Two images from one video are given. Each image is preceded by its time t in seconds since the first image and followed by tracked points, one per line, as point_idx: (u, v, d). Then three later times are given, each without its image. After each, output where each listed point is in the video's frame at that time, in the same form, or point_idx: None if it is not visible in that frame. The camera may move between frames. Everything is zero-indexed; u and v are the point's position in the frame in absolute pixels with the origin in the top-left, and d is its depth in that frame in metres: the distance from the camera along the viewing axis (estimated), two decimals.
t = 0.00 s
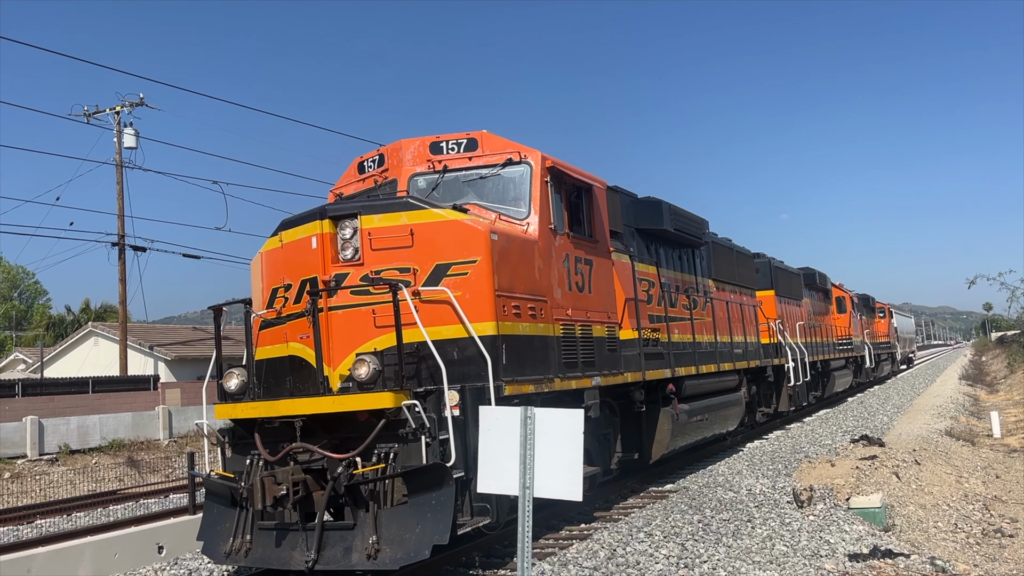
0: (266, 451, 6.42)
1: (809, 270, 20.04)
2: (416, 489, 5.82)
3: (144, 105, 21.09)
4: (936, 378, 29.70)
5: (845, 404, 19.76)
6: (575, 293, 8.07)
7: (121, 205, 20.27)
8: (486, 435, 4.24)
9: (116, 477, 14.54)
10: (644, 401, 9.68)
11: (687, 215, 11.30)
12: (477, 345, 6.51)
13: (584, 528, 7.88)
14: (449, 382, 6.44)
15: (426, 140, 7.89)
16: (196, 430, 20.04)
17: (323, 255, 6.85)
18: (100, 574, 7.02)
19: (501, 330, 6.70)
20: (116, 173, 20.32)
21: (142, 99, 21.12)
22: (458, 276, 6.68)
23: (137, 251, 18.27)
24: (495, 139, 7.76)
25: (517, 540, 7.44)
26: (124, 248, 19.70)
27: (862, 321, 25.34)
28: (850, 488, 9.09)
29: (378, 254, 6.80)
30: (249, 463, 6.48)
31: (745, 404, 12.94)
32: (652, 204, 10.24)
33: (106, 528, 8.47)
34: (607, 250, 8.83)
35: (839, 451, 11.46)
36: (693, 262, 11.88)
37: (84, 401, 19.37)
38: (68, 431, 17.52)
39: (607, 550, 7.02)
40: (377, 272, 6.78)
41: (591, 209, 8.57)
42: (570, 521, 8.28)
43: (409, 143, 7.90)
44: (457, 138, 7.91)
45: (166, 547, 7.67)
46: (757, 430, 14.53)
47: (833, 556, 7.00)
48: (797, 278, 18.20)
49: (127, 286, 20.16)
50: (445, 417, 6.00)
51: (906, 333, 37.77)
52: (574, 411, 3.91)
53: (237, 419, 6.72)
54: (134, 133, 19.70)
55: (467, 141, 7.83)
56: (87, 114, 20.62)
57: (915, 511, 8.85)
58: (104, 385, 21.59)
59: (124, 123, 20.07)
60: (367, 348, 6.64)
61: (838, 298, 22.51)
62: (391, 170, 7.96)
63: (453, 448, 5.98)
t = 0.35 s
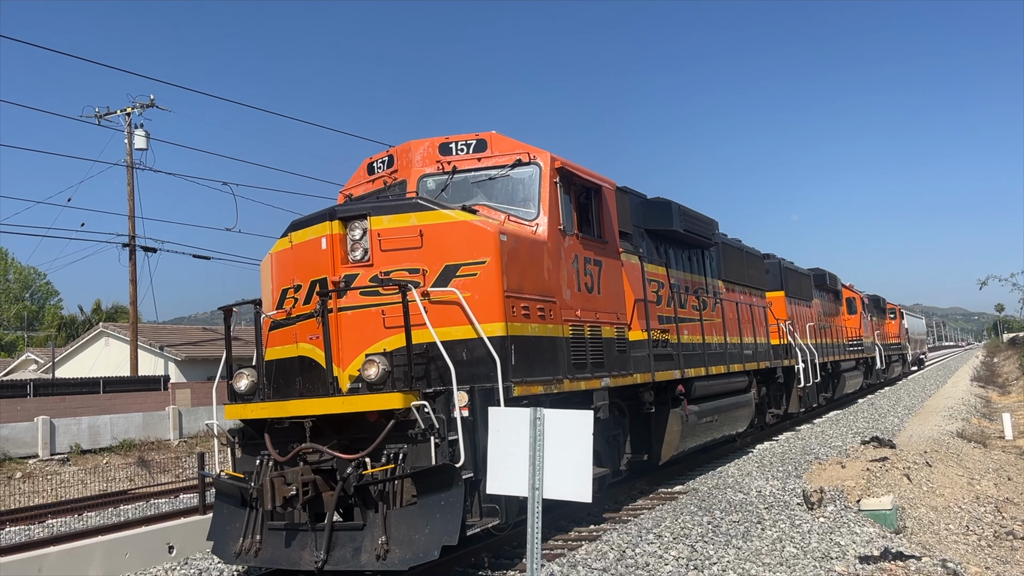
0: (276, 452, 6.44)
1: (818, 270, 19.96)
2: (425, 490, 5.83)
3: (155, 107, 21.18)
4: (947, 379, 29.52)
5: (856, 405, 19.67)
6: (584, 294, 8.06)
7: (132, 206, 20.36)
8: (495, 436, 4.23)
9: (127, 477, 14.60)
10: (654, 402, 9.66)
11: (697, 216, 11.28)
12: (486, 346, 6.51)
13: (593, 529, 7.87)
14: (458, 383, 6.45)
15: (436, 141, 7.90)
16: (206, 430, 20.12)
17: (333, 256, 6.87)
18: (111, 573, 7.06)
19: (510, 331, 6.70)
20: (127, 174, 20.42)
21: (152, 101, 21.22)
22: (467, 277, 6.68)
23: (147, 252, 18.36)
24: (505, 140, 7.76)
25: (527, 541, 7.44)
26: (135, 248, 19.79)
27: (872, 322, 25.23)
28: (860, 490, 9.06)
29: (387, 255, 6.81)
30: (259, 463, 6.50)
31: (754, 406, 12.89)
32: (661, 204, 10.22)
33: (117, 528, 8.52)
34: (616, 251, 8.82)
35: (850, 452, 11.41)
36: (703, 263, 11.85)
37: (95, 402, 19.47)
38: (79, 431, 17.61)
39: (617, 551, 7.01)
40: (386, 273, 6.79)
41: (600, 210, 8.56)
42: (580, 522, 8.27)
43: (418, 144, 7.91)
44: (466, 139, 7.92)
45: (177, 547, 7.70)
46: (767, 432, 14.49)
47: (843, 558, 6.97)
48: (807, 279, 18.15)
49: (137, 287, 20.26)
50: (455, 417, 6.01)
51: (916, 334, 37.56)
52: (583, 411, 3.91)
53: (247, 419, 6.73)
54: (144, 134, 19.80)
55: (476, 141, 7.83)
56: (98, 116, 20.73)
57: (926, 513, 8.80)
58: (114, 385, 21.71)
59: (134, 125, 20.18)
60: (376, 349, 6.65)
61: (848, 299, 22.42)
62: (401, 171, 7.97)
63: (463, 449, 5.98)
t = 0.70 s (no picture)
0: (282, 451, 6.45)
1: (825, 271, 19.90)
2: (431, 489, 5.84)
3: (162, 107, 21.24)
4: (955, 380, 29.41)
5: (863, 406, 19.62)
6: (590, 294, 8.06)
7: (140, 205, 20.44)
8: (502, 436, 4.24)
9: (134, 476, 14.65)
10: (660, 403, 9.66)
11: (704, 216, 11.27)
12: (492, 346, 6.52)
13: (599, 529, 7.87)
14: (464, 383, 6.45)
15: (442, 141, 7.91)
16: (212, 429, 20.19)
17: (339, 255, 6.88)
18: (119, 572, 7.09)
19: (516, 331, 6.71)
20: (134, 173, 20.50)
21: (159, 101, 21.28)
22: (474, 277, 6.69)
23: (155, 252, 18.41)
24: (511, 140, 7.77)
25: (533, 541, 7.45)
26: (142, 248, 19.86)
27: (879, 323, 25.17)
28: (867, 491, 9.03)
29: (393, 254, 6.82)
30: (266, 463, 6.51)
31: (761, 406, 12.86)
32: (668, 205, 10.21)
33: (124, 526, 8.55)
34: (622, 251, 8.82)
35: (857, 453, 11.38)
36: (710, 263, 11.84)
37: (102, 400, 19.54)
38: (87, 430, 17.67)
39: (622, 551, 7.01)
40: (393, 273, 6.79)
41: (606, 210, 8.56)
42: (586, 522, 8.26)
43: (425, 144, 7.92)
44: (473, 139, 7.93)
45: (184, 546, 7.73)
46: (773, 433, 14.46)
47: (850, 560, 6.95)
48: (814, 279, 18.12)
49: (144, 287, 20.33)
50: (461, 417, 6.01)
51: (924, 335, 37.45)
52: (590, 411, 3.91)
53: (253, 418, 6.74)
54: (152, 134, 19.88)
55: (483, 141, 7.84)
56: (106, 116, 20.81)
57: (933, 514, 8.78)
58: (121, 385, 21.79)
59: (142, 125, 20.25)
60: (382, 348, 6.67)
61: (855, 300, 22.37)
62: (407, 172, 7.98)
63: (468, 449, 5.99)
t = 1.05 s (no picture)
0: (284, 449, 6.45)
1: (828, 271, 19.86)
2: (434, 488, 5.84)
3: (166, 106, 21.27)
4: (958, 381, 29.33)
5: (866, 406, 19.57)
6: (593, 293, 8.06)
7: (143, 204, 20.47)
8: (504, 435, 4.24)
9: (137, 474, 14.68)
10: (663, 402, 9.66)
11: (707, 215, 11.26)
12: (495, 345, 6.52)
13: (601, 529, 7.87)
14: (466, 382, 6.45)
15: (445, 140, 7.91)
16: (215, 428, 20.21)
17: (342, 254, 6.89)
18: (121, 569, 7.10)
19: (519, 330, 6.71)
20: (138, 172, 20.53)
21: (163, 99, 21.30)
22: (476, 276, 6.69)
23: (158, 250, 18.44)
24: (514, 139, 7.76)
25: (536, 540, 7.46)
26: (146, 246, 19.89)
27: (883, 324, 25.12)
28: (870, 491, 9.02)
29: (396, 253, 6.82)
30: (268, 461, 6.52)
31: (764, 406, 12.84)
32: (671, 204, 10.20)
33: (127, 524, 8.57)
34: (625, 251, 8.81)
35: (859, 453, 11.36)
36: (713, 263, 11.82)
37: (106, 399, 19.59)
38: (90, 428, 17.70)
39: (625, 550, 7.01)
40: (395, 272, 6.80)
41: (609, 209, 8.55)
42: (588, 521, 8.26)
43: (428, 143, 7.91)
44: (476, 138, 7.92)
45: (187, 544, 7.75)
46: (776, 433, 14.45)
47: (852, 560, 6.94)
48: (817, 279, 18.09)
49: (147, 285, 20.36)
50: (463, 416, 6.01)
51: (927, 335, 37.40)
52: (592, 410, 3.90)
53: (255, 417, 6.75)
54: (155, 132, 19.90)
55: (486, 140, 7.84)
56: (109, 115, 20.86)
57: (936, 514, 8.76)
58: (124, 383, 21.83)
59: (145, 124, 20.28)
60: (385, 347, 6.67)
61: (858, 300, 22.32)
62: (410, 170, 7.99)
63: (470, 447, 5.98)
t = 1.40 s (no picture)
0: (284, 447, 6.45)
1: (828, 270, 19.86)
2: (433, 486, 5.84)
3: (166, 103, 21.27)
4: (957, 380, 29.33)
5: (865, 406, 19.58)
6: (593, 292, 8.06)
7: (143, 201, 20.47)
8: (503, 433, 4.23)
9: (136, 471, 14.68)
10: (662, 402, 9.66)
11: (707, 214, 11.26)
12: (494, 344, 6.52)
13: (600, 527, 7.87)
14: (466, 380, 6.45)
15: (445, 138, 7.91)
16: (214, 426, 20.21)
17: (342, 252, 6.88)
18: (121, 567, 7.10)
19: (519, 328, 6.71)
20: (138, 169, 20.53)
21: (163, 97, 21.30)
22: (476, 274, 6.69)
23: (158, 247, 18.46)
24: (514, 138, 7.76)
25: (535, 539, 7.46)
26: (145, 244, 19.89)
27: (882, 323, 25.12)
28: (869, 490, 9.02)
29: (396, 251, 6.82)
30: (267, 459, 6.51)
31: (763, 405, 12.84)
32: (671, 203, 10.20)
33: (127, 522, 8.57)
34: (625, 249, 8.81)
35: (859, 453, 11.36)
36: (712, 262, 11.82)
37: (105, 396, 19.60)
38: (89, 425, 17.69)
39: (624, 549, 7.01)
40: (395, 270, 6.80)
41: (609, 208, 8.55)
42: (587, 520, 8.27)
43: (428, 141, 7.91)
44: (476, 137, 7.92)
45: (186, 541, 7.75)
46: (775, 432, 14.46)
47: (851, 559, 6.94)
48: (817, 279, 18.09)
49: (147, 282, 20.35)
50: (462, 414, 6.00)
51: (926, 335, 37.39)
52: (591, 408, 3.90)
53: (255, 415, 6.75)
54: (155, 130, 19.89)
55: (486, 139, 7.84)
56: (110, 112, 20.86)
57: (935, 514, 8.77)
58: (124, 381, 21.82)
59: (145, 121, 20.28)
60: (384, 345, 6.67)
61: (857, 299, 22.32)
62: (410, 168, 7.98)
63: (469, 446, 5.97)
